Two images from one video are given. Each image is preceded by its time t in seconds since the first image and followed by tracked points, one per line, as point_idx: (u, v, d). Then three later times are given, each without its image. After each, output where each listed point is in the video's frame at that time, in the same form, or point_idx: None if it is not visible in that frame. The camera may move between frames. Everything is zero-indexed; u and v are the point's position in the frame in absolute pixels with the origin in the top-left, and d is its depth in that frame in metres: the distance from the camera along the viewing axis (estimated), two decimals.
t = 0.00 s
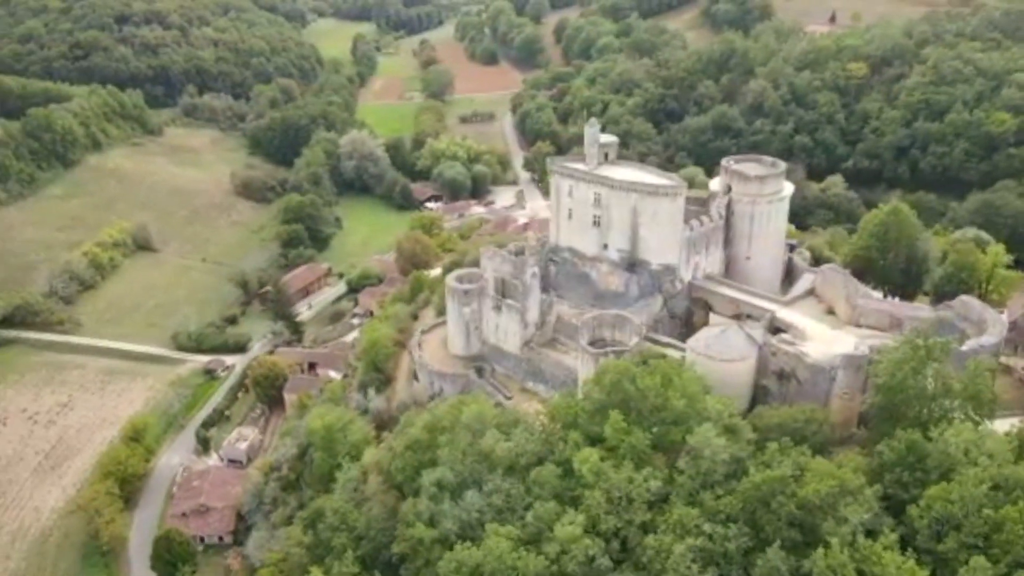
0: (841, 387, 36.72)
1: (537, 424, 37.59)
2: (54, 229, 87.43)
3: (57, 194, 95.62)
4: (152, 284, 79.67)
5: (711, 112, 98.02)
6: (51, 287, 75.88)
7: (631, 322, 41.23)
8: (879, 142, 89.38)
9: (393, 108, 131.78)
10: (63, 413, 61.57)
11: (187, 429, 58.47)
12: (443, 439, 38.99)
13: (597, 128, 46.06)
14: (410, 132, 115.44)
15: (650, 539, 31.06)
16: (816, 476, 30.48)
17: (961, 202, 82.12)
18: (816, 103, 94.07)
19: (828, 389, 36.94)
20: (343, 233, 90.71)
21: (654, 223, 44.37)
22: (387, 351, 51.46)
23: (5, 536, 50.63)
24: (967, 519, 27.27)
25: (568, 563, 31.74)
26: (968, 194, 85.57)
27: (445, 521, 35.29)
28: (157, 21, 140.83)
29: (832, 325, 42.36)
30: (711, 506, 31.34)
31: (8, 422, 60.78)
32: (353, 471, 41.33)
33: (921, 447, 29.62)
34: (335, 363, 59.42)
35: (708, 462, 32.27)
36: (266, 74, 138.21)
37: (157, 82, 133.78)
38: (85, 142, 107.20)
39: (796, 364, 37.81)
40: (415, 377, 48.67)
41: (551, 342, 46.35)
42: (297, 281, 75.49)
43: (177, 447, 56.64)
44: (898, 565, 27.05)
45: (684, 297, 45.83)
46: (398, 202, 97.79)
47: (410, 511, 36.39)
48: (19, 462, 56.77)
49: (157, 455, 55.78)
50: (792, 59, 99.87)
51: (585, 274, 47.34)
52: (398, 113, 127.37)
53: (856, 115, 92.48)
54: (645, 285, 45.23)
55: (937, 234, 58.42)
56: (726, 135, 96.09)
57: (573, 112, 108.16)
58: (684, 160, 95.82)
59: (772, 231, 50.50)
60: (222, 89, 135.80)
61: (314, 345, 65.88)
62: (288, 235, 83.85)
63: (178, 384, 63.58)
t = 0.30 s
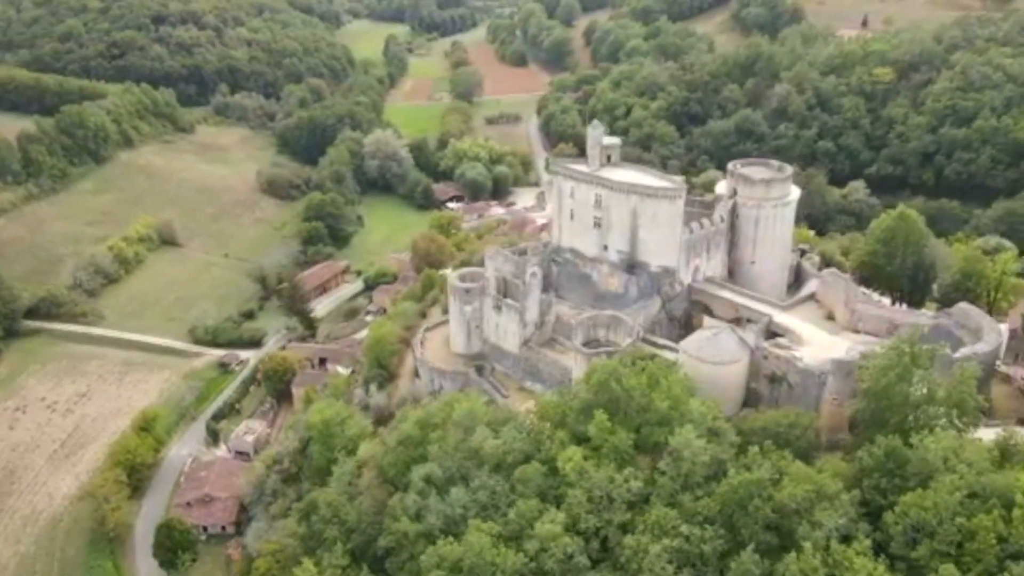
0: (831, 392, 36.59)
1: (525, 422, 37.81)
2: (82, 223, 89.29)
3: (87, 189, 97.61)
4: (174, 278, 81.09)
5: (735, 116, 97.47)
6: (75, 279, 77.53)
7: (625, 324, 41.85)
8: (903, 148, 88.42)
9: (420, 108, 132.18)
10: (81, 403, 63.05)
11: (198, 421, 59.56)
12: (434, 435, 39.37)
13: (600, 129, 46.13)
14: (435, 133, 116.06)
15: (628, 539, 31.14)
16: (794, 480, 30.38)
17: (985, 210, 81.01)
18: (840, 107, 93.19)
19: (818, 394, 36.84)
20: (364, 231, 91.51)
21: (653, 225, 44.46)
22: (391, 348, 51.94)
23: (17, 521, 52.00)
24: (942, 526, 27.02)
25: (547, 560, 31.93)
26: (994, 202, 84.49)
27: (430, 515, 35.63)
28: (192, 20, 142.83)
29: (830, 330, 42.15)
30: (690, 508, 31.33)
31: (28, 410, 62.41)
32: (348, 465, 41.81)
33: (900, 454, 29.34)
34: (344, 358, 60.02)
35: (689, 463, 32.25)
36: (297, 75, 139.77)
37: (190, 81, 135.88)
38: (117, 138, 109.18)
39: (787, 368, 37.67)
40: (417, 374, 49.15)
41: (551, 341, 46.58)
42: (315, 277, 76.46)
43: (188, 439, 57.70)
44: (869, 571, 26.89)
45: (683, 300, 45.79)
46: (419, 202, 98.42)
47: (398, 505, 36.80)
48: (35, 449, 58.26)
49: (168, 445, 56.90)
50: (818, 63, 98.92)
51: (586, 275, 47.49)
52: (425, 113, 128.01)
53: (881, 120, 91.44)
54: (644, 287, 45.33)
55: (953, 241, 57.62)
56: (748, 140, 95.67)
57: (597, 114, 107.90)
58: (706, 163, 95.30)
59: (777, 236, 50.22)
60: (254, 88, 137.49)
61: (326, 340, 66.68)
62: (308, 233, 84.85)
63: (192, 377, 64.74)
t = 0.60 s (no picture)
0: (819, 397, 36.46)
1: (513, 420, 38.09)
2: (110, 217, 91.08)
3: (118, 184, 99.55)
4: (196, 272, 82.49)
5: (759, 120, 96.75)
6: (100, 271, 79.16)
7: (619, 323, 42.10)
8: (929, 154, 87.38)
9: (448, 108, 132.49)
10: (99, 392, 64.58)
11: (210, 413, 60.69)
12: (426, 430, 39.82)
13: (601, 130, 46.26)
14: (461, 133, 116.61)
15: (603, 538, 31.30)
16: (770, 484, 30.34)
17: (1012, 218, 79.90)
18: (866, 112, 92.18)
19: (807, 398, 36.74)
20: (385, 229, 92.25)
21: (652, 227, 44.53)
22: (396, 345, 52.42)
23: (30, 505, 53.46)
24: (912, 531, 26.84)
25: (524, 557, 32.19)
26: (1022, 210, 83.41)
27: (415, 509, 36.04)
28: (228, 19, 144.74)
29: (827, 335, 41.91)
30: (666, 509, 31.38)
31: (48, 397, 64.09)
32: (344, 458, 42.34)
33: (876, 460, 29.17)
34: (353, 354, 60.66)
35: (667, 464, 32.28)
36: (328, 74, 141.02)
37: (224, 80, 137.76)
38: (150, 135, 110.99)
39: (777, 372, 37.56)
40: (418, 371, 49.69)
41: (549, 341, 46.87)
42: (333, 275, 77.46)
43: (199, 430, 58.84)
44: None
45: (682, 302, 45.77)
46: (442, 202, 99.03)
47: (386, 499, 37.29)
48: (52, 435, 59.81)
49: (179, 435, 58.06)
50: (845, 67, 97.82)
51: (586, 276, 47.68)
52: (453, 114, 128.57)
53: (908, 126, 90.27)
54: (642, 288, 45.40)
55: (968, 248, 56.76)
56: (773, 144, 95.00)
57: (622, 116, 107.36)
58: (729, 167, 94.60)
59: (782, 239, 49.83)
60: (285, 87, 139.00)
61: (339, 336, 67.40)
62: (329, 230, 85.84)
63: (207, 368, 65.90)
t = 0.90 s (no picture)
0: (806, 401, 36.26)
1: (501, 417, 38.40)
2: (139, 211, 93.05)
3: (148, 179, 101.59)
4: (219, 266, 83.97)
5: (784, 124, 95.97)
6: (125, 264, 80.93)
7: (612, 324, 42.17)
8: (956, 160, 86.18)
9: (477, 108, 132.90)
10: (117, 381, 66.05)
11: (221, 403, 61.74)
12: (417, 425, 40.36)
13: (603, 132, 46.46)
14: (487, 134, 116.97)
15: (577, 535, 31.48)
16: (744, 487, 30.35)
17: None
18: (893, 117, 91.02)
19: (794, 404, 36.59)
20: (407, 227, 92.99)
21: (650, 228, 44.63)
22: (401, 341, 52.98)
23: (44, 488, 54.95)
24: (878, 536, 26.73)
25: (501, 552, 32.45)
26: None
27: (399, 502, 36.48)
28: (264, 19, 146.50)
29: (823, 340, 41.58)
30: (641, 508, 31.46)
31: (68, 385, 65.73)
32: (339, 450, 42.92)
33: (849, 465, 29.26)
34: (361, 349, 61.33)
35: (644, 463, 32.40)
36: (360, 74, 142.21)
37: (258, 79, 139.79)
38: (181, 131, 112.89)
39: (765, 376, 37.44)
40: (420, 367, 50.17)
41: (547, 339, 47.04)
42: (351, 271, 78.24)
43: (210, 420, 59.91)
44: None
45: (680, 304, 45.69)
46: (464, 201, 99.48)
47: (374, 491, 37.84)
48: (69, 422, 61.31)
49: (190, 426, 59.21)
50: (873, 72, 96.64)
51: (587, 276, 47.79)
52: (481, 115, 129.01)
53: (935, 131, 89.00)
54: (641, 289, 45.46)
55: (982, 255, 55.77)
56: (797, 148, 94.38)
57: (647, 119, 106.94)
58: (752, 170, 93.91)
59: (786, 244, 49.56)
60: (317, 86, 140.47)
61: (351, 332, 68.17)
62: (349, 227, 86.78)
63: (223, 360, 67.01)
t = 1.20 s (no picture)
0: (791, 405, 36.01)
1: (488, 412, 38.64)
2: (169, 205, 95.00)
3: (180, 174, 103.59)
4: (243, 260, 85.38)
5: (812, 128, 94.85)
6: (151, 257, 82.60)
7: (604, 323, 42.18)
8: (986, 166, 84.63)
9: (509, 109, 133.08)
10: (136, 369, 67.55)
11: (234, 394, 62.83)
12: (408, 419, 40.79)
13: (606, 132, 46.54)
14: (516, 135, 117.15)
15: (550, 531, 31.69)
16: (716, 487, 30.28)
17: None
18: (923, 122, 89.48)
19: (781, 407, 36.36)
20: (429, 225, 93.60)
21: (649, 229, 44.59)
22: (405, 336, 53.46)
23: (59, 472, 56.46)
24: (841, 541, 27.20)
25: (476, 546, 32.73)
26: None
27: (383, 494, 36.90)
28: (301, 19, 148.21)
29: (818, 344, 41.19)
30: (614, 506, 31.56)
31: (89, 372, 67.40)
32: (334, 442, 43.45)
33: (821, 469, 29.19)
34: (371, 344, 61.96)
35: (620, 462, 32.46)
36: (394, 74, 143.35)
37: (293, 77, 141.55)
38: (215, 128, 114.83)
39: (753, 378, 37.22)
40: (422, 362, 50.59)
41: (545, 337, 47.14)
42: (369, 268, 78.96)
43: (222, 411, 61.01)
44: None
45: (678, 305, 45.57)
46: (487, 200, 99.70)
47: (361, 483, 38.32)
48: (87, 409, 62.87)
49: (203, 416, 60.32)
50: (904, 76, 95.09)
51: (587, 276, 47.84)
52: (511, 116, 129.22)
53: (966, 137, 87.42)
54: (638, 290, 45.45)
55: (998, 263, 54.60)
56: (824, 152, 93.28)
57: (675, 121, 106.31)
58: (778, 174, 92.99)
59: (790, 247, 49.15)
60: (352, 85, 141.79)
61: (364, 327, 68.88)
62: (371, 224, 87.54)
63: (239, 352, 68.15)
